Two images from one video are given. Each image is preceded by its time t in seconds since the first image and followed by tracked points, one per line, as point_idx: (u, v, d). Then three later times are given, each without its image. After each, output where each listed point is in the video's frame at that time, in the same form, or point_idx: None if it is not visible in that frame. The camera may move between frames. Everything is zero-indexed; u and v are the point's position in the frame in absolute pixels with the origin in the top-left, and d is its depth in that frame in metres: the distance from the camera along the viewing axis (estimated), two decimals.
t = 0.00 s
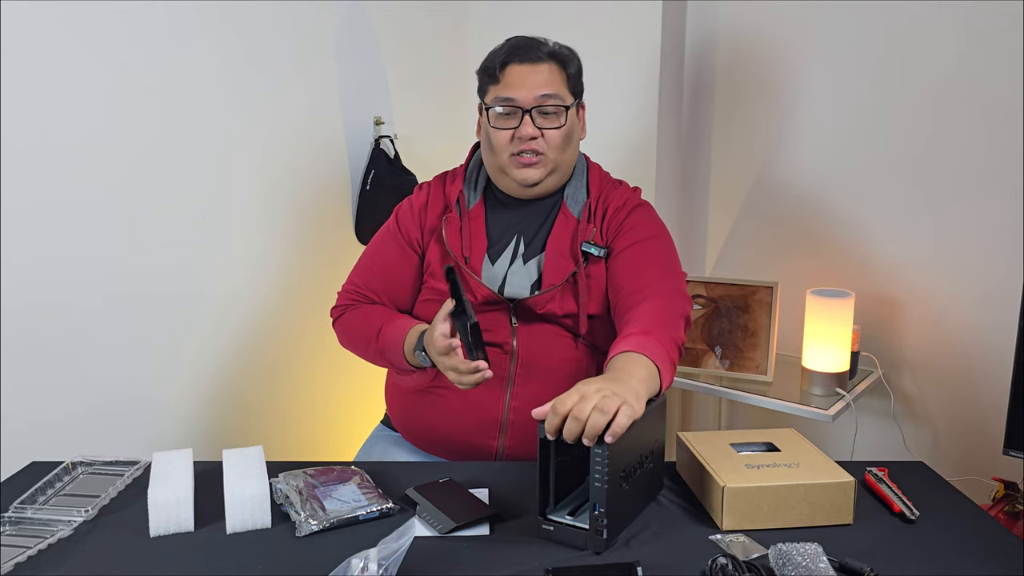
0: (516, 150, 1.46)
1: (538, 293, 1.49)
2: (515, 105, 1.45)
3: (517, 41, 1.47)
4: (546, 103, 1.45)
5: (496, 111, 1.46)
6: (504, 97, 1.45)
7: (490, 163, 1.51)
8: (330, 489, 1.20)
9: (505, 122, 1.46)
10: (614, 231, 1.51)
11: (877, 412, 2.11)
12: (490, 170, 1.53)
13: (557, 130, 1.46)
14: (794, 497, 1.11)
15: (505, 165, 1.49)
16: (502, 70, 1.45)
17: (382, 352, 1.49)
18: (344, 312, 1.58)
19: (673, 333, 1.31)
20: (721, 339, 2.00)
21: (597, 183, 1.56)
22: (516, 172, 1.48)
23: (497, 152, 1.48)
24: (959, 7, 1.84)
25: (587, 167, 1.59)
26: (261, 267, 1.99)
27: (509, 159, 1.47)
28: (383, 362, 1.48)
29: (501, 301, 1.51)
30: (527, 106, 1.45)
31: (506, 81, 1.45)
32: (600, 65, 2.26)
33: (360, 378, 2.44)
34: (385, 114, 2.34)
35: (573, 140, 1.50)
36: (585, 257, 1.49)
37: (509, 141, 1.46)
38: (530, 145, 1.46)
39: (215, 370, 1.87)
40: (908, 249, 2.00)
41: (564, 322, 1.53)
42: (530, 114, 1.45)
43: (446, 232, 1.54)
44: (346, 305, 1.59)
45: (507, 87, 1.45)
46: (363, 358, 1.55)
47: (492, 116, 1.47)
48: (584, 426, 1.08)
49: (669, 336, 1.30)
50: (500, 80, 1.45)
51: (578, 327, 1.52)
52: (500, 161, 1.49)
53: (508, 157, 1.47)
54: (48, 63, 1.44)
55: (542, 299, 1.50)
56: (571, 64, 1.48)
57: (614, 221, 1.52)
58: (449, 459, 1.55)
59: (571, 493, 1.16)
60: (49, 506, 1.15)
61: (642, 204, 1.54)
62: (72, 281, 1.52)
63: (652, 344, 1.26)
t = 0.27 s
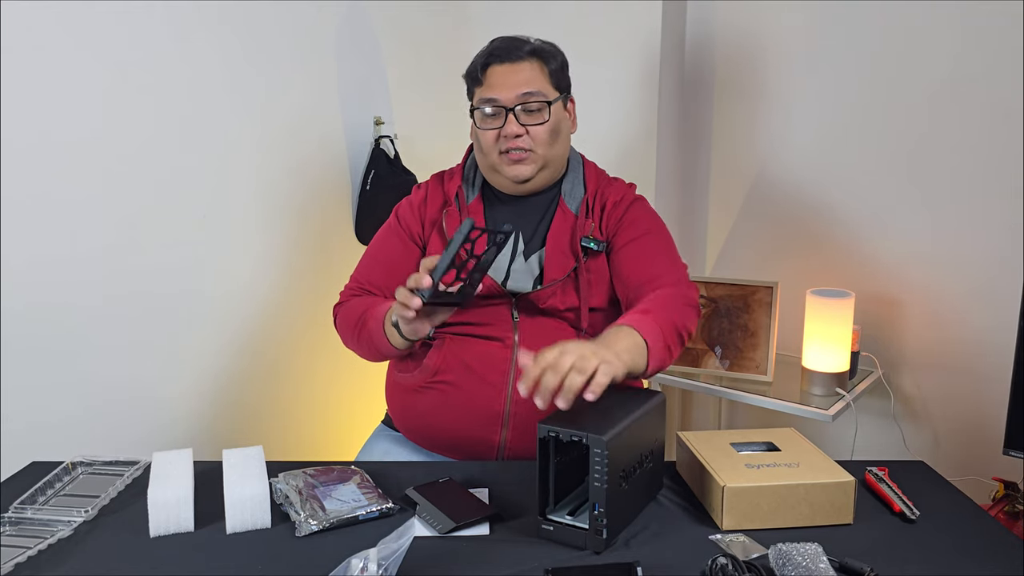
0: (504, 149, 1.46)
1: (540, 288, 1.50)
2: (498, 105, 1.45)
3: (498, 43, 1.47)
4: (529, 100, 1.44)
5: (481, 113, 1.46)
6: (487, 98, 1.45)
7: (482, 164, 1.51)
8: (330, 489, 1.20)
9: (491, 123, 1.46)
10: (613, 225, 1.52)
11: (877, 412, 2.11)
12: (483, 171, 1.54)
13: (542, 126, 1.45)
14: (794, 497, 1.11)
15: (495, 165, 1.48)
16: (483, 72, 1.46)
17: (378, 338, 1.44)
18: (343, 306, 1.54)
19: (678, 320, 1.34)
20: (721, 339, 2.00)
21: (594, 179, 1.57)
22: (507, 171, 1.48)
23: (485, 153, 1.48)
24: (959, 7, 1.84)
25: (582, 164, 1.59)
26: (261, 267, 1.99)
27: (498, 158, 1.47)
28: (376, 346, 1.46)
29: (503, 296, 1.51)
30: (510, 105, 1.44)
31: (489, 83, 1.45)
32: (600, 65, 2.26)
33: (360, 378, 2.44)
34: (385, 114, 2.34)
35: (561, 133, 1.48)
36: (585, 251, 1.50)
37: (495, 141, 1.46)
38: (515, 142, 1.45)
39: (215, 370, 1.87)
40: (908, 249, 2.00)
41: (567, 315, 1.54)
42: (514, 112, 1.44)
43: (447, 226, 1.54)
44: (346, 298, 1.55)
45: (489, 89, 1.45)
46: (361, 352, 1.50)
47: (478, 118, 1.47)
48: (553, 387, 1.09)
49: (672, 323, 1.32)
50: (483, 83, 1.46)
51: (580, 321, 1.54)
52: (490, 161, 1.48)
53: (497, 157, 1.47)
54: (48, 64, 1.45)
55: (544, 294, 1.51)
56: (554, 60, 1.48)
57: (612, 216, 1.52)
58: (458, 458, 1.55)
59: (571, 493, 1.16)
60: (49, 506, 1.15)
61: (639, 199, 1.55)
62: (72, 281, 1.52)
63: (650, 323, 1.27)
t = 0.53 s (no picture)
0: (504, 144, 1.45)
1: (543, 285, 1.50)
2: (499, 100, 1.44)
3: (497, 42, 1.48)
4: (530, 96, 1.44)
5: (481, 107, 1.45)
6: (488, 93, 1.45)
7: (480, 160, 1.50)
8: (330, 489, 1.20)
9: (491, 117, 1.45)
10: (614, 225, 1.55)
11: (877, 413, 2.11)
12: (479, 167, 1.52)
13: (543, 122, 1.45)
14: (794, 497, 1.11)
15: (494, 160, 1.48)
16: (484, 68, 1.46)
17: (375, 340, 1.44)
18: (343, 309, 1.54)
19: (675, 327, 1.44)
20: (721, 339, 2.00)
21: (591, 178, 1.59)
22: (506, 166, 1.47)
23: (485, 148, 1.47)
24: (960, 7, 1.84)
25: (578, 163, 1.60)
26: (260, 267, 1.99)
27: (498, 153, 1.46)
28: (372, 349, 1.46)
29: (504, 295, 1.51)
30: (511, 100, 1.44)
31: (489, 79, 1.45)
32: (601, 64, 2.26)
33: (360, 378, 2.44)
34: (385, 114, 2.34)
35: (559, 131, 1.49)
36: (587, 250, 1.51)
37: (496, 135, 1.45)
38: (517, 137, 1.44)
39: (215, 370, 1.87)
40: (908, 249, 2.00)
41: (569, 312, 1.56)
42: (515, 107, 1.44)
43: (445, 226, 1.54)
44: (346, 301, 1.54)
45: (490, 84, 1.45)
46: (362, 354, 1.50)
47: (477, 113, 1.46)
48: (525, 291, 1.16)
49: (670, 324, 1.42)
50: (482, 79, 1.46)
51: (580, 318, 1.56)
52: (489, 156, 1.47)
53: (497, 151, 1.46)
54: (48, 63, 1.44)
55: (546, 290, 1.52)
56: (552, 59, 1.49)
57: (612, 216, 1.56)
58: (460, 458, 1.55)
59: (571, 493, 1.16)
60: (49, 506, 1.15)
61: (638, 201, 1.59)
62: (72, 281, 1.52)
63: (651, 315, 1.37)
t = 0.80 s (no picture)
0: (506, 146, 1.45)
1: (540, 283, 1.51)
2: (504, 101, 1.44)
3: (506, 41, 1.47)
4: (536, 100, 1.44)
5: (486, 107, 1.45)
6: (494, 93, 1.44)
7: (480, 159, 1.50)
8: (330, 489, 1.20)
9: (495, 118, 1.45)
10: (610, 223, 1.56)
11: (877, 413, 2.11)
12: (479, 166, 1.52)
13: (545, 127, 1.45)
14: (794, 497, 1.11)
15: (494, 161, 1.48)
16: (492, 66, 1.45)
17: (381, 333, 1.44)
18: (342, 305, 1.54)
19: (668, 334, 1.46)
20: (721, 339, 2.00)
21: (587, 177, 1.59)
22: (506, 169, 1.47)
23: (487, 148, 1.47)
24: (960, 6, 1.84)
25: (574, 163, 1.60)
26: (260, 267, 1.98)
27: (499, 154, 1.46)
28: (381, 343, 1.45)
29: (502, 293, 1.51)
30: (516, 102, 1.44)
31: (496, 77, 1.45)
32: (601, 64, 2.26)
33: (360, 378, 2.44)
34: (385, 114, 2.34)
35: (560, 136, 1.49)
36: (584, 247, 1.51)
37: (498, 137, 1.45)
38: (519, 140, 1.45)
39: (215, 370, 1.87)
40: (909, 250, 2.00)
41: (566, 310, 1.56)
42: (519, 110, 1.44)
43: (444, 226, 1.54)
44: (346, 297, 1.54)
45: (496, 83, 1.44)
46: (364, 351, 1.50)
47: (482, 112, 1.46)
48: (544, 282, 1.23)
49: (663, 332, 1.46)
50: (490, 77, 1.45)
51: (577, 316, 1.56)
52: (489, 156, 1.47)
53: (498, 153, 1.46)
54: (48, 63, 1.44)
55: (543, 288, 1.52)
56: (558, 64, 1.49)
57: (609, 213, 1.56)
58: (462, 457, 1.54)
59: (571, 493, 1.16)
60: (50, 506, 1.15)
61: (636, 200, 1.59)
62: (72, 281, 1.52)
63: (641, 324, 1.41)
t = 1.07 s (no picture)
0: (501, 154, 1.44)
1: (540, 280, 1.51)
2: (498, 109, 1.42)
3: (500, 46, 1.44)
4: (529, 107, 1.42)
5: (480, 115, 1.43)
6: (487, 101, 1.42)
7: (477, 165, 1.49)
8: (330, 489, 1.20)
9: (489, 126, 1.43)
10: (610, 222, 1.56)
11: (877, 413, 2.11)
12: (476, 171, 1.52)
13: (540, 134, 1.43)
14: (794, 497, 1.11)
15: (490, 168, 1.47)
16: (486, 74, 1.42)
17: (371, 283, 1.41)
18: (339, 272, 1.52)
19: (674, 328, 1.46)
20: (721, 339, 2.00)
21: (587, 176, 1.58)
22: (502, 176, 1.47)
23: (482, 156, 1.45)
24: (960, 6, 1.84)
25: (574, 162, 1.60)
26: (260, 267, 1.98)
27: (494, 162, 1.45)
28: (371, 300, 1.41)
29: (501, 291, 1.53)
30: (510, 110, 1.42)
31: (490, 85, 1.42)
32: (601, 64, 2.26)
33: (360, 379, 2.44)
34: (385, 114, 2.34)
35: (556, 141, 1.47)
36: (583, 245, 1.51)
37: (493, 145, 1.43)
38: (513, 148, 1.43)
39: (215, 370, 1.87)
40: (909, 250, 2.00)
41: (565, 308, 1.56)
42: (513, 118, 1.42)
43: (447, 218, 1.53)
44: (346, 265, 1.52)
45: (490, 92, 1.42)
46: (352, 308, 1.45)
47: (476, 120, 1.44)
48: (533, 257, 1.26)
49: (669, 327, 1.46)
50: (484, 84, 1.43)
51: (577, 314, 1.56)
52: (485, 164, 1.47)
53: (493, 161, 1.45)
54: (48, 63, 1.44)
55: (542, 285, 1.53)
56: (554, 66, 1.46)
57: (608, 212, 1.56)
58: (462, 458, 1.54)
59: (571, 493, 1.16)
60: (50, 506, 1.15)
61: (635, 200, 1.59)
62: (72, 281, 1.53)
63: (652, 314, 1.40)
